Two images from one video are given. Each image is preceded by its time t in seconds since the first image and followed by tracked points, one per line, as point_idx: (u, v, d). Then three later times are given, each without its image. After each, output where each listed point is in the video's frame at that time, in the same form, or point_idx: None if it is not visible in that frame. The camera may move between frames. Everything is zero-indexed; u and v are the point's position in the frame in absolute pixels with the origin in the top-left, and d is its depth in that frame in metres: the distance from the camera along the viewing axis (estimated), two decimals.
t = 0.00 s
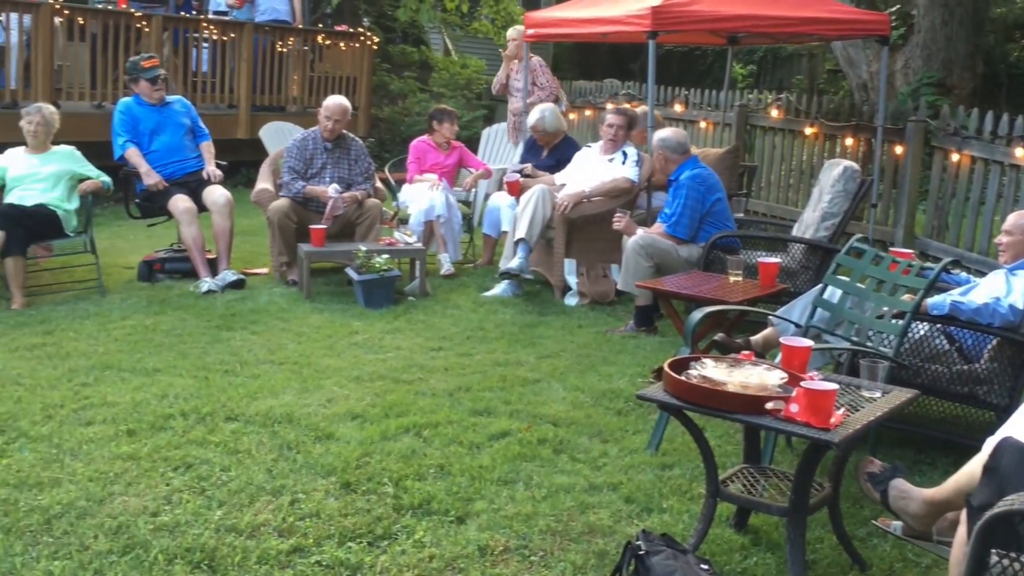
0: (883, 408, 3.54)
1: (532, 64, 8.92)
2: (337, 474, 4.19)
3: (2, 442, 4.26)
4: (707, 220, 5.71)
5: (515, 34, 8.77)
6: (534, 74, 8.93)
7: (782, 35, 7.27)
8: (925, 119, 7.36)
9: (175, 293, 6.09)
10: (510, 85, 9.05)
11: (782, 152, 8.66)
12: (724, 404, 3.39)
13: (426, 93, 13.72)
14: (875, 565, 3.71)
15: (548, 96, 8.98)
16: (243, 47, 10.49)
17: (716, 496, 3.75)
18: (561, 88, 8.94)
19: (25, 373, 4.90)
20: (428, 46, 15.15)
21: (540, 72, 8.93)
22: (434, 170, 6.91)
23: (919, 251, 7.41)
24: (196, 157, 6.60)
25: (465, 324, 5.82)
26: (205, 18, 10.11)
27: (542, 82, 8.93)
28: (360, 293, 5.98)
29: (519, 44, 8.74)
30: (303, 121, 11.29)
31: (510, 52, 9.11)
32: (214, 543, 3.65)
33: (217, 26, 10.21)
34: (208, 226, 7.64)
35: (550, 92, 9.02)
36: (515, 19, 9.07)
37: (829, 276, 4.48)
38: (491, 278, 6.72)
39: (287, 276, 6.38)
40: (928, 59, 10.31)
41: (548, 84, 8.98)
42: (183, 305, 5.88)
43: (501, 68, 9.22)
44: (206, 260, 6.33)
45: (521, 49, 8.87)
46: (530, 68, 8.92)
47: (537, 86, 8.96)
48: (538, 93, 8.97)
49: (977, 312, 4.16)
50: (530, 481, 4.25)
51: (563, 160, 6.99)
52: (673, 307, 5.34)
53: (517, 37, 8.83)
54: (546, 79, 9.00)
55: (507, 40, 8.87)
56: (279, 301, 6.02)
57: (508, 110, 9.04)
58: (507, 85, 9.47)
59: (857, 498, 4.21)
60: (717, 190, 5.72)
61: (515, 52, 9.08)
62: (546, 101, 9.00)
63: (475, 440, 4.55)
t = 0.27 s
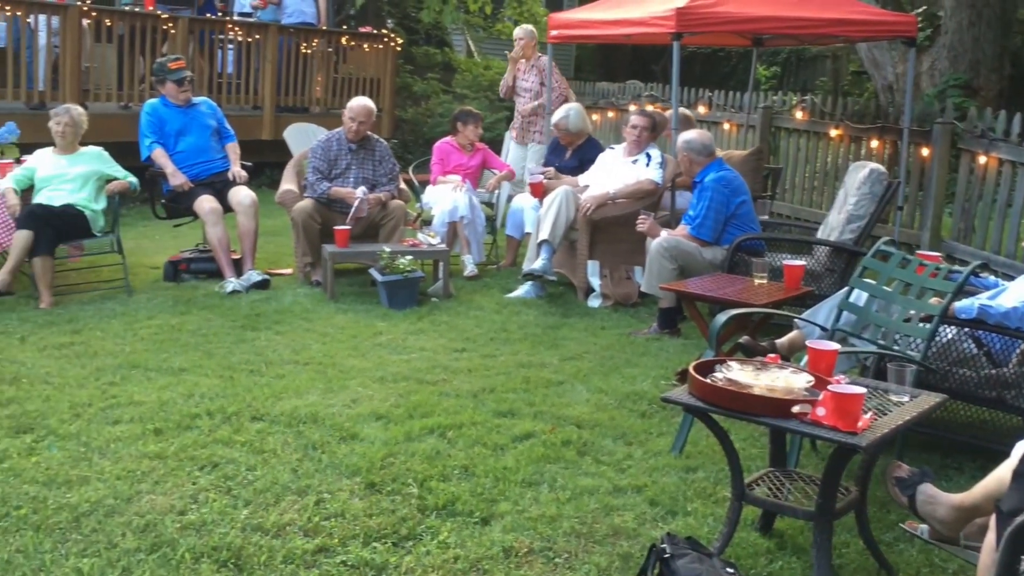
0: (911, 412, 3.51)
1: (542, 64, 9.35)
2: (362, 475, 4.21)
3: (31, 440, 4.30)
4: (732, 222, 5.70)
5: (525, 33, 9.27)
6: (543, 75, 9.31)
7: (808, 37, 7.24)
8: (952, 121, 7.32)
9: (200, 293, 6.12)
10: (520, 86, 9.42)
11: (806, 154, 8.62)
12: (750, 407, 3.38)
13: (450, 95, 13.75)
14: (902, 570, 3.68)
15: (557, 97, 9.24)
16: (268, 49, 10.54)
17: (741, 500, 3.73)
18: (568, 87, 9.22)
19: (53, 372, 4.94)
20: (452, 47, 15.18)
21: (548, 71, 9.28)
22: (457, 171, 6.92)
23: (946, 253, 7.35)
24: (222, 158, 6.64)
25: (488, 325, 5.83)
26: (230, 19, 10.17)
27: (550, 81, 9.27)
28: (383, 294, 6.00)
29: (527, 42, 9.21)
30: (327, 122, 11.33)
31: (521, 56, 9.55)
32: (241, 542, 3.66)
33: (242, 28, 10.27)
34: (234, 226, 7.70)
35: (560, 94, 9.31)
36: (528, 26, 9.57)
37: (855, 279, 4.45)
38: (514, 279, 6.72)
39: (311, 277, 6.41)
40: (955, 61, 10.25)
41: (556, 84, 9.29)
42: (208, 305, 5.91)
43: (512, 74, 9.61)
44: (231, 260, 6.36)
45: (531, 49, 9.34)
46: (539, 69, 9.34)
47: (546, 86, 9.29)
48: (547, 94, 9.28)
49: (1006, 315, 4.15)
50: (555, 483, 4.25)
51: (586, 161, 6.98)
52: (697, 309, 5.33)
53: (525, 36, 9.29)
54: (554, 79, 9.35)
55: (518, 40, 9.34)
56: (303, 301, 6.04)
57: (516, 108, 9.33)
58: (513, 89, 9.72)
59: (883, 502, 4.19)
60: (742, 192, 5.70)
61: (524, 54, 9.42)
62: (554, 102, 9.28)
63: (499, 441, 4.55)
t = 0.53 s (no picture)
0: (939, 416, 3.50)
1: (546, 68, 9.31)
2: (386, 475, 4.22)
3: (60, 439, 4.35)
4: (756, 225, 5.69)
5: (530, 35, 9.16)
6: (547, 78, 9.30)
7: (833, 39, 7.23)
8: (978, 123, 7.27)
9: (225, 294, 6.16)
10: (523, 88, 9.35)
11: (830, 157, 8.57)
12: (775, 411, 3.37)
13: (473, 97, 13.78)
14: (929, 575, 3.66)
15: (561, 101, 9.27)
16: (293, 51, 10.60)
17: (767, 503, 3.72)
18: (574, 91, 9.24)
19: (81, 371, 5.00)
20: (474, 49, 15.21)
21: (553, 75, 9.29)
22: (481, 173, 6.93)
23: (972, 257, 7.30)
24: (247, 159, 6.67)
25: (512, 327, 5.84)
26: (255, 21, 10.22)
27: (555, 85, 9.28)
28: (407, 295, 6.02)
29: (533, 44, 9.15)
30: (350, 124, 11.38)
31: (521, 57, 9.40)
32: (267, 541, 3.69)
33: (267, 30, 10.33)
34: (259, 227, 7.74)
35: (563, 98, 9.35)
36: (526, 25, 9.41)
37: (882, 282, 4.43)
38: (537, 281, 6.73)
39: (335, 278, 6.45)
40: (981, 63, 10.20)
41: (561, 88, 9.31)
42: (233, 306, 5.95)
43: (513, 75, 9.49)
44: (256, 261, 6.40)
45: (535, 52, 9.27)
46: (544, 72, 9.31)
47: (550, 89, 9.28)
48: (552, 97, 9.29)
49: None
50: (579, 485, 4.25)
51: (609, 163, 6.98)
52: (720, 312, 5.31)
53: (531, 39, 9.18)
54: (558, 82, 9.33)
55: (522, 42, 9.23)
56: (327, 302, 6.06)
57: (522, 113, 9.27)
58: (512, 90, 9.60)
59: (909, 507, 4.16)
60: (767, 195, 5.68)
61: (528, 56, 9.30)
62: (558, 106, 9.31)
63: (522, 443, 4.56)
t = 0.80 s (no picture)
0: (969, 422, 3.47)
1: (539, 71, 8.67)
2: (411, 477, 4.23)
3: (88, 438, 4.38)
4: (782, 228, 5.67)
5: (522, 38, 8.56)
6: (541, 82, 8.68)
7: (859, 41, 7.19)
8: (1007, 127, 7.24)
9: (251, 295, 6.19)
10: (514, 93, 8.74)
11: (856, 160, 8.53)
12: (803, 415, 3.35)
13: (496, 100, 13.79)
14: None
15: (556, 107, 8.68)
16: (318, 54, 10.64)
17: (794, 508, 3.70)
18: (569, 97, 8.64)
19: (109, 372, 5.04)
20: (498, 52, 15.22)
21: (547, 79, 8.66)
22: (505, 176, 6.93)
23: (1000, 262, 7.24)
24: (272, 162, 6.70)
25: (536, 330, 5.84)
26: (281, 24, 10.26)
27: (548, 90, 8.65)
28: (431, 297, 6.02)
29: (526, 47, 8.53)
30: (374, 126, 11.42)
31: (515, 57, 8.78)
32: (293, 542, 3.70)
33: (293, 33, 10.37)
34: (284, 229, 7.77)
35: (557, 103, 8.74)
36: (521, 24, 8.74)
37: (910, 286, 4.40)
38: (561, 284, 6.72)
39: (359, 280, 6.47)
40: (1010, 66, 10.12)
41: (555, 93, 8.70)
42: (258, 307, 5.98)
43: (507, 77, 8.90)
44: (281, 263, 6.42)
45: (527, 55, 8.64)
46: (537, 76, 8.69)
47: (543, 94, 8.67)
48: (545, 103, 8.68)
49: None
50: (604, 488, 4.24)
51: (633, 166, 6.97)
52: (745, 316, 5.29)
53: (523, 41, 8.58)
54: (551, 86, 8.68)
55: (515, 44, 8.63)
56: (352, 304, 6.08)
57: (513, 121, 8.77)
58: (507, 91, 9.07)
59: (938, 514, 4.14)
60: (793, 198, 5.66)
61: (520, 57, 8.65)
62: (553, 112, 8.72)
63: (547, 446, 4.55)
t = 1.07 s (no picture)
0: (1000, 429, 3.44)
1: (533, 71, 8.88)
2: (437, 480, 4.23)
3: (117, 439, 4.41)
4: (809, 233, 5.65)
5: (517, 38, 8.71)
6: (535, 82, 8.92)
7: (887, 45, 7.15)
8: None
9: (277, 298, 6.21)
10: (509, 91, 9.01)
11: (883, 164, 8.59)
12: (832, 420, 3.33)
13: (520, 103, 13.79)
14: None
15: (549, 106, 8.93)
16: (343, 57, 10.68)
17: (821, 515, 3.67)
18: (561, 96, 8.87)
19: (137, 373, 5.08)
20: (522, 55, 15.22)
21: (541, 79, 8.89)
22: (530, 179, 6.93)
23: None
24: (299, 165, 6.73)
25: (560, 333, 5.84)
26: (307, 28, 10.30)
27: (542, 90, 8.90)
28: (456, 301, 6.03)
29: (520, 48, 8.69)
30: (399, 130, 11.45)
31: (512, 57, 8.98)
32: (320, 544, 3.71)
33: (319, 36, 10.41)
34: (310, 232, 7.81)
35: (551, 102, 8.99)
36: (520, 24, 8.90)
37: (939, 292, 4.36)
38: (586, 287, 6.72)
39: (384, 283, 6.49)
40: None
41: (548, 92, 8.93)
42: (284, 309, 6.01)
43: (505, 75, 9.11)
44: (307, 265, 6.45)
45: (523, 55, 8.84)
46: (531, 75, 8.91)
47: (537, 94, 8.92)
48: (538, 102, 8.93)
49: None
50: (629, 493, 4.23)
51: (658, 170, 6.96)
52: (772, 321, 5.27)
53: (519, 43, 8.73)
54: (545, 86, 8.92)
55: (509, 45, 8.78)
56: (377, 307, 6.10)
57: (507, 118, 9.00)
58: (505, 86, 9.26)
59: (967, 522, 4.10)
60: (819, 203, 5.64)
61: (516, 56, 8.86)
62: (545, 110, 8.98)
63: (573, 450, 4.55)
